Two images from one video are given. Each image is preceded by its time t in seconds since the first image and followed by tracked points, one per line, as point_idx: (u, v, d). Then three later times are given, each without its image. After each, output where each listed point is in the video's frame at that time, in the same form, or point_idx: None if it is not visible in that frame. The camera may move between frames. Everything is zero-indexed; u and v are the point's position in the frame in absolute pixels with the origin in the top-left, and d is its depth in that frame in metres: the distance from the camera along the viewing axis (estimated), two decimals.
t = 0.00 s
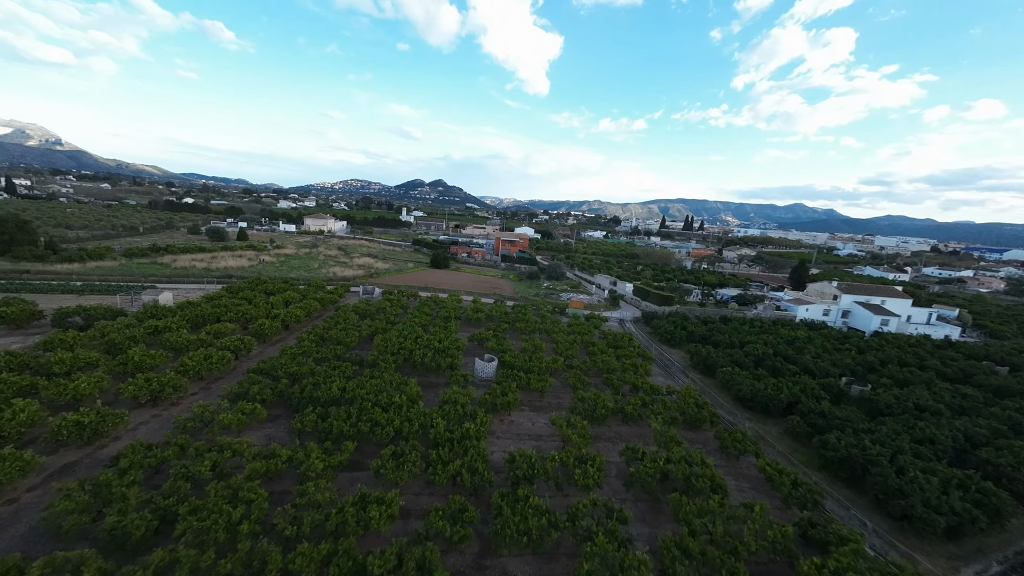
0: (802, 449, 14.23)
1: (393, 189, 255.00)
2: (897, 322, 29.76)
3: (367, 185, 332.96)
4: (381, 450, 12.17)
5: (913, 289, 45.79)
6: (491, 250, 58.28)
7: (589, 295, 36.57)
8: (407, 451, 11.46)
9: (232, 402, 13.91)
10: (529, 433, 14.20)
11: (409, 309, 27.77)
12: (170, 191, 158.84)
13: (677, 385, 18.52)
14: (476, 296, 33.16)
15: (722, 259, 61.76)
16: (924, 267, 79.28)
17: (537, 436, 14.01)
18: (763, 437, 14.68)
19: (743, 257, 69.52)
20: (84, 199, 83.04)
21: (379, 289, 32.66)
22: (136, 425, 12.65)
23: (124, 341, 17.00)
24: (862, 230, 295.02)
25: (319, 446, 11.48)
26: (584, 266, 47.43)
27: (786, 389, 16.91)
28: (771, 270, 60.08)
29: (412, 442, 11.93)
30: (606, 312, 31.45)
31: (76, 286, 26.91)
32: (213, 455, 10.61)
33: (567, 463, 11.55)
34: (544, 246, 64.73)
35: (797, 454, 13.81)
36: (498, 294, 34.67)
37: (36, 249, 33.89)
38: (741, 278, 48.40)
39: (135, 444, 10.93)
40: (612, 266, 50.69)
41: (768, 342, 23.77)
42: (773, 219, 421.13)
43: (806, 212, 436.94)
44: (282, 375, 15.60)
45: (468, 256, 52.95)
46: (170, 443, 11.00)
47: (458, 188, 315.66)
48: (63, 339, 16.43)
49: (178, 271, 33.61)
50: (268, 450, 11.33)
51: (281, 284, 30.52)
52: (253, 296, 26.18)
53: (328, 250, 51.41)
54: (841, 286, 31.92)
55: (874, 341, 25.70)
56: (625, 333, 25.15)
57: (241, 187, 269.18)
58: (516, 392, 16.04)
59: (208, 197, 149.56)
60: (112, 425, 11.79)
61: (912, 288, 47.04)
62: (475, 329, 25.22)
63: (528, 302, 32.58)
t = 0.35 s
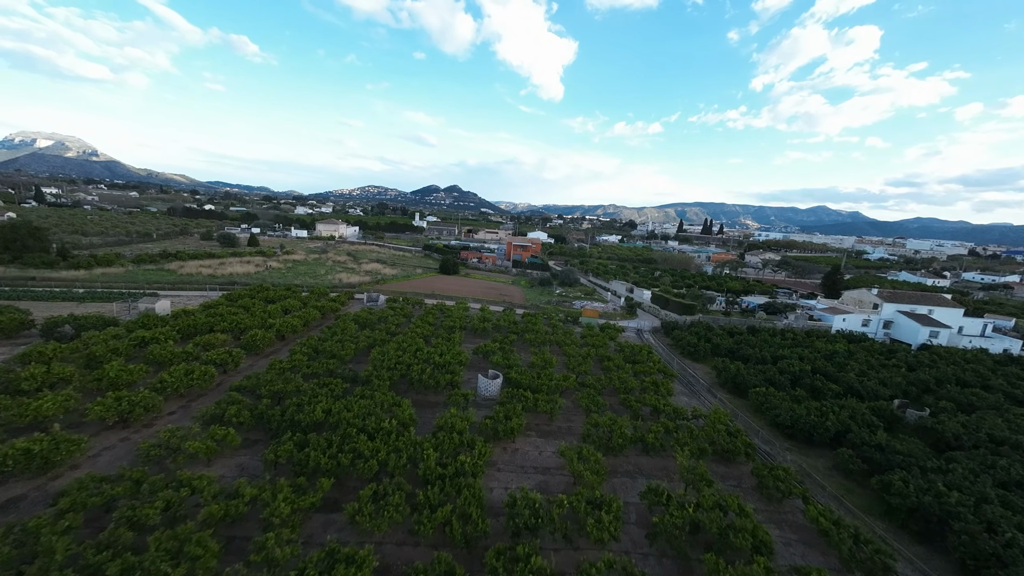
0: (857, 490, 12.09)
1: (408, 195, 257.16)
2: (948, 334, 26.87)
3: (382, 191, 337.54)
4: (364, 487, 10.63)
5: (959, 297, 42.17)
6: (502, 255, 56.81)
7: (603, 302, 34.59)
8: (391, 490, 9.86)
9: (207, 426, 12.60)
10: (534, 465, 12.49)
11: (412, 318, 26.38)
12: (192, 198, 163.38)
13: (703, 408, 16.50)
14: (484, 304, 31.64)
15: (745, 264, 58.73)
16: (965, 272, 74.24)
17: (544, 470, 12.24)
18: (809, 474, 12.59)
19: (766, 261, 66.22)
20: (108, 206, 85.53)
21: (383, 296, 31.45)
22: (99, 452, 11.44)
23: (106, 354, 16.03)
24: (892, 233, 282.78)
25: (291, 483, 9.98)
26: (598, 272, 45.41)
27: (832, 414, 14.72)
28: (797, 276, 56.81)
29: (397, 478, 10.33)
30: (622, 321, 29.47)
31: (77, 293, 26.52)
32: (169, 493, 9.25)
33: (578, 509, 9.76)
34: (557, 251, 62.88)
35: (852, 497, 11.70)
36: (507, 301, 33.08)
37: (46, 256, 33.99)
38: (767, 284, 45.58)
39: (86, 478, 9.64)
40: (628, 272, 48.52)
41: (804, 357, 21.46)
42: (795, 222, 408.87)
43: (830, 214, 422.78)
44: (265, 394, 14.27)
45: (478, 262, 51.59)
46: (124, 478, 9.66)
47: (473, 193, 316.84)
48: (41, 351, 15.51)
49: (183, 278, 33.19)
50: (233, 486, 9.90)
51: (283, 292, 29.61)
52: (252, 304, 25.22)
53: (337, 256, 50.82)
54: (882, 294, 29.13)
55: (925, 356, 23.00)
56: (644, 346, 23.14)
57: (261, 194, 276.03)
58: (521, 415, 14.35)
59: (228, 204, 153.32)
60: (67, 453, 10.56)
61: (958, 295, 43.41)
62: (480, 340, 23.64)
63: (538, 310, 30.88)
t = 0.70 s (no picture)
0: (930, 545, 10.04)
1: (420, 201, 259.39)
2: (1005, 347, 24.12)
3: (396, 197, 340.90)
4: (338, 537, 9.05)
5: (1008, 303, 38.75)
6: (512, 260, 55.24)
7: (618, 311, 32.61)
8: (366, 545, 8.25)
9: (172, 455, 11.23)
10: (539, 506, 10.76)
11: (413, 328, 24.93)
12: (210, 205, 167.32)
13: (734, 436, 14.52)
14: (491, 312, 30.06)
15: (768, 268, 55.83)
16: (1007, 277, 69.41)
17: (550, 514, 10.47)
18: (869, 523, 10.57)
19: (790, 266, 63.06)
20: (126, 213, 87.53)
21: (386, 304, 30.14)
22: (48, 486, 10.15)
23: (81, 369, 14.93)
24: (919, 235, 271.57)
25: (250, 533, 8.45)
26: (612, 278, 43.41)
27: (889, 446, 12.66)
28: (825, 281, 53.66)
29: (375, 529, 8.72)
30: (638, 332, 27.50)
31: (75, 302, 25.90)
32: (105, 546, 7.82)
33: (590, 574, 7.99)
34: (569, 256, 60.92)
35: (925, 556, 9.66)
36: (516, 310, 31.42)
37: (53, 263, 33.85)
38: (793, 291, 42.86)
39: (17, 523, 8.29)
40: (643, 278, 46.34)
41: (846, 375, 19.18)
42: (815, 225, 397.47)
43: (853, 216, 409.52)
44: (242, 417, 12.89)
45: (487, 267, 50.10)
46: (58, 525, 8.27)
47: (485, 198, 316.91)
48: (12, 367, 14.48)
49: (185, 285, 32.51)
50: (184, 536, 8.45)
51: (283, 300, 28.54)
52: (248, 313, 24.17)
53: (344, 262, 50.04)
54: (927, 302, 26.47)
55: (984, 373, 20.43)
56: (663, 360, 21.16)
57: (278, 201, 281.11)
58: (526, 444, 12.65)
59: (244, 211, 156.46)
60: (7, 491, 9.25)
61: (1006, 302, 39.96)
62: (485, 353, 22.02)
63: (548, 319, 29.12)
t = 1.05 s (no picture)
0: None
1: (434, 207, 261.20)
2: None
3: (409, 203, 344.22)
4: None
5: None
6: (524, 266, 53.60)
7: (635, 320, 30.54)
8: None
9: (128, 494, 9.86)
10: (547, 565, 9.00)
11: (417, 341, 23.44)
12: (229, 213, 171.09)
13: (777, 473, 12.45)
14: (499, 322, 28.42)
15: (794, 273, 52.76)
16: None
17: None
18: None
19: (818, 270, 59.65)
20: (146, 222, 89.50)
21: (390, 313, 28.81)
22: None
23: (55, 388, 13.85)
24: (952, 237, 259.23)
25: None
26: (628, 284, 41.30)
27: (972, 490, 10.46)
28: (857, 287, 50.32)
29: None
30: (658, 344, 25.45)
31: (74, 312, 25.35)
32: None
33: None
34: (583, 262, 58.87)
35: None
36: (526, 319, 29.71)
37: (61, 272, 33.76)
38: (824, 298, 39.95)
39: None
40: (661, 284, 44.05)
41: (902, 398, 16.78)
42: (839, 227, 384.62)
43: (878, 218, 394.93)
44: (214, 447, 11.50)
45: (497, 274, 48.53)
46: None
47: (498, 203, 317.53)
48: None
49: (189, 294, 31.89)
50: None
51: (284, 309, 27.47)
52: (244, 324, 23.11)
53: (352, 269, 49.24)
54: (985, 312, 23.69)
55: None
56: (688, 378, 19.10)
57: (295, 209, 286.91)
58: (533, 482, 10.90)
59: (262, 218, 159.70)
60: None
61: None
62: (491, 368, 20.38)
63: (560, 330, 27.32)
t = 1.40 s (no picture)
0: None
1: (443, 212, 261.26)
2: None
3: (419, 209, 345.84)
4: None
5: None
6: (532, 272, 51.94)
7: (650, 330, 28.57)
8: None
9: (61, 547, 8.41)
10: None
11: (416, 354, 21.95)
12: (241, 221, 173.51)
13: (828, 522, 10.52)
14: (505, 332, 26.81)
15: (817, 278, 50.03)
16: None
17: None
18: None
19: (841, 274, 56.75)
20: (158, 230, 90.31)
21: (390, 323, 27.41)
22: None
23: (13, 412, 12.60)
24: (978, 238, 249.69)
25: None
26: (641, 290, 39.32)
27: None
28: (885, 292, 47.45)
29: None
30: (677, 357, 23.56)
31: (64, 323, 24.50)
32: None
33: None
34: (593, 267, 56.96)
35: None
36: (533, 329, 28.03)
37: (60, 281, 33.22)
38: (852, 304, 37.39)
39: None
40: (676, 290, 41.96)
41: (964, 424, 14.61)
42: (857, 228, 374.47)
43: (898, 219, 384.10)
44: (172, 485, 10.06)
45: (504, 280, 46.97)
46: None
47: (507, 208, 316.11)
48: None
49: (186, 303, 31.01)
50: None
51: (279, 319, 26.27)
52: (234, 336, 21.89)
53: (356, 275, 48.20)
54: None
55: None
56: (713, 397, 17.16)
57: (306, 215, 291.21)
58: (537, 534, 9.17)
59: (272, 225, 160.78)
60: None
61: None
62: (494, 385, 18.76)
63: (569, 341, 25.59)
